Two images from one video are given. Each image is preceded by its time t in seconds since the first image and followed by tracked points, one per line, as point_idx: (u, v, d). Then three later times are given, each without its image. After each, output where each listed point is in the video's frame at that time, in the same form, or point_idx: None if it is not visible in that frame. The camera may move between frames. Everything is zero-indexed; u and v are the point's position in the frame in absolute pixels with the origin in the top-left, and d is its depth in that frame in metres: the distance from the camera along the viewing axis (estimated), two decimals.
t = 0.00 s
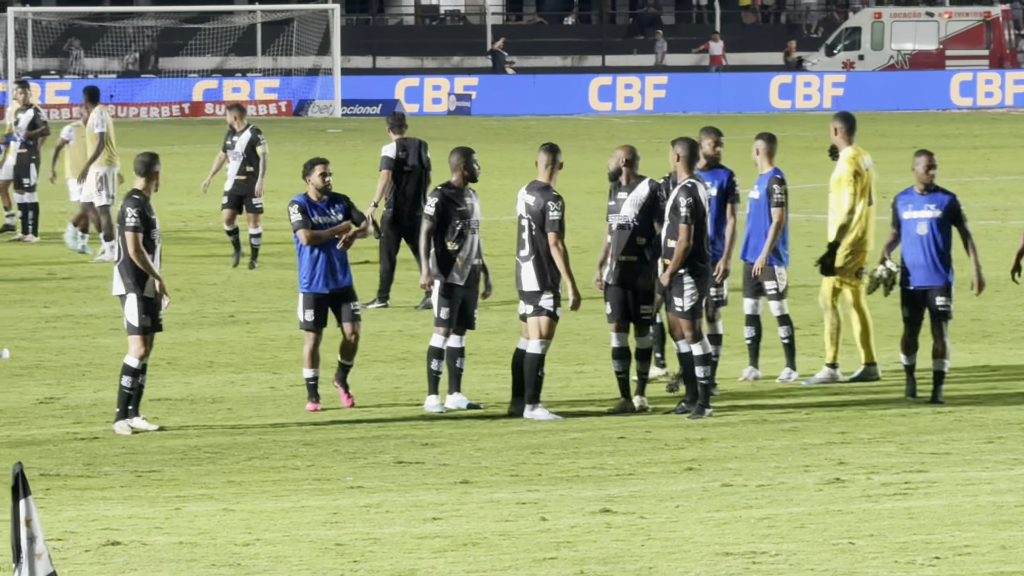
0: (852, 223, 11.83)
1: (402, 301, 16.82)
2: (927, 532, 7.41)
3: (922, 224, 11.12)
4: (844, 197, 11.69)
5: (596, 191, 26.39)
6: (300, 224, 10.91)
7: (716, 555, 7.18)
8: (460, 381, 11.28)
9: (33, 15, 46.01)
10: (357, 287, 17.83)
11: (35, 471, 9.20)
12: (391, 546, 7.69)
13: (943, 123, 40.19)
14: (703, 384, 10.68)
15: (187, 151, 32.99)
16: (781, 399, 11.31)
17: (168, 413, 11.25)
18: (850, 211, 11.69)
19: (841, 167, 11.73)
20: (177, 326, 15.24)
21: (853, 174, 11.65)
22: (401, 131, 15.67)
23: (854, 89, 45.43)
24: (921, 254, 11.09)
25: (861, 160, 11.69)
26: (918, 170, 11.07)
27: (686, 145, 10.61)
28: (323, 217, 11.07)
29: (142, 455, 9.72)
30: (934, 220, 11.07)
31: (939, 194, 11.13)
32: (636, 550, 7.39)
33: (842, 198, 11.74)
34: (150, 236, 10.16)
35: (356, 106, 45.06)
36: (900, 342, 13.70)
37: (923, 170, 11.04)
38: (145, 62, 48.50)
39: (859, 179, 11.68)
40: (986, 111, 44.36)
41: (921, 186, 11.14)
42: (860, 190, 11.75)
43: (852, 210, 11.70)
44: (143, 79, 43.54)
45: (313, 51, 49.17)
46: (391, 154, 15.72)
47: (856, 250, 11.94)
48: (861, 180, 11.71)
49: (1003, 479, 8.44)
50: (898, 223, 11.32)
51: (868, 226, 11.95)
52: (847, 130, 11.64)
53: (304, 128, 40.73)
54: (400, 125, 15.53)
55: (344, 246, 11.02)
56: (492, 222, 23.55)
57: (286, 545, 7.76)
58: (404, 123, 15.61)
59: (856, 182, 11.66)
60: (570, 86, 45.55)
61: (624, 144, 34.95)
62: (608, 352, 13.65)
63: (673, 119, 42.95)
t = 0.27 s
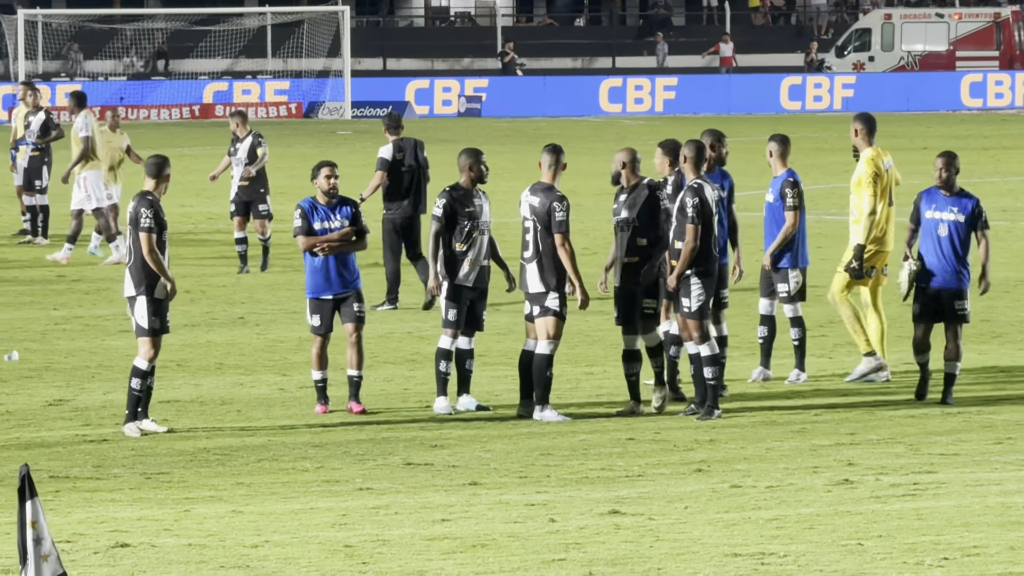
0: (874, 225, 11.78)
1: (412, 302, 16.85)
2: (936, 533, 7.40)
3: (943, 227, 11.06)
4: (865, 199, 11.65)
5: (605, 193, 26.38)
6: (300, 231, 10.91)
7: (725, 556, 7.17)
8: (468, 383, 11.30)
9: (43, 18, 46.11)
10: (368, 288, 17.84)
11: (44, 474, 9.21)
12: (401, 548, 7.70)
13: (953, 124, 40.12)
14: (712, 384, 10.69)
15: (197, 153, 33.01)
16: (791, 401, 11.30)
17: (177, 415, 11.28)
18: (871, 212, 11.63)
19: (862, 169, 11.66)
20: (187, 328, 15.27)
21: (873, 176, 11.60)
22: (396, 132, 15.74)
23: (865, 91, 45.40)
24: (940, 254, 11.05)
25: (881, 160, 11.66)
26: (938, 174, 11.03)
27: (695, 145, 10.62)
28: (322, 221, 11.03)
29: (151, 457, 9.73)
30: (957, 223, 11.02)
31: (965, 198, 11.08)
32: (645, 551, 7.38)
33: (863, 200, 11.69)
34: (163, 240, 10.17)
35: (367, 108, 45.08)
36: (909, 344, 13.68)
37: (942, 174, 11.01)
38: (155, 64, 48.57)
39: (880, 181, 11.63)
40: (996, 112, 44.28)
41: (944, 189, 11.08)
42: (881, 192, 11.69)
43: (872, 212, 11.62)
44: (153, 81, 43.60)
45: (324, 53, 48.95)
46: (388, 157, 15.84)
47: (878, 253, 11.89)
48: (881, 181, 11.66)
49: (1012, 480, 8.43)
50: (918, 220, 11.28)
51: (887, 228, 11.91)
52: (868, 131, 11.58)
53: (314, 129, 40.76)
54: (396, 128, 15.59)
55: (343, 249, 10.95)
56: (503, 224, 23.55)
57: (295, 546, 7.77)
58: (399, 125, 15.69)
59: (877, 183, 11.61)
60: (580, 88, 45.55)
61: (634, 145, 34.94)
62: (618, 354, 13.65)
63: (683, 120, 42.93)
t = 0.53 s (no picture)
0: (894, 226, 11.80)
1: (423, 304, 16.85)
2: (945, 535, 7.38)
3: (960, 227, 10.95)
4: (883, 199, 11.69)
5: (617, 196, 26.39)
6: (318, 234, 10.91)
7: (735, 558, 7.16)
8: (476, 383, 11.36)
9: (56, 22, 46.25)
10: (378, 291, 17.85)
11: (55, 477, 9.23)
12: (410, 551, 7.70)
13: (966, 126, 40.03)
14: (723, 387, 10.65)
15: (210, 156, 33.09)
16: (803, 403, 11.27)
17: (188, 418, 11.29)
18: (888, 213, 11.65)
19: (880, 171, 11.72)
20: (198, 331, 15.29)
21: (891, 179, 11.65)
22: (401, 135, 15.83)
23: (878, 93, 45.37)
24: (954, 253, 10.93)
25: (901, 163, 11.72)
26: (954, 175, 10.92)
27: (703, 148, 10.67)
28: (339, 225, 11.02)
29: (161, 461, 9.74)
30: (976, 224, 10.89)
31: (983, 198, 10.97)
32: (654, 554, 7.38)
33: (882, 201, 11.73)
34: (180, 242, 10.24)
35: (379, 110, 45.08)
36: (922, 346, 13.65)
37: (957, 175, 10.92)
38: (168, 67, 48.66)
39: (898, 182, 11.69)
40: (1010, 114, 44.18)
41: (964, 190, 11.01)
42: (899, 194, 11.78)
43: (889, 212, 11.65)
44: (166, 85, 43.68)
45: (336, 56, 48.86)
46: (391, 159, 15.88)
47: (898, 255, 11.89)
48: (899, 183, 11.73)
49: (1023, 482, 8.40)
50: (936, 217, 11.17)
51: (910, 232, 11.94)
52: (892, 134, 11.56)
53: (327, 132, 40.82)
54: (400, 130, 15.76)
55: (360, 252, 10.91)
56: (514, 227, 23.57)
57: (305, 549, 7.78)
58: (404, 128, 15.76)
59: (895, 185, 11.66)
60: (592, 90, 45.52)
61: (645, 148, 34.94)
62: (629, 356, 13.64)
63: (696, 123, 42.90)
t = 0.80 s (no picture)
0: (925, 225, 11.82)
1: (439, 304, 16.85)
2: (959, 535, 7.35)
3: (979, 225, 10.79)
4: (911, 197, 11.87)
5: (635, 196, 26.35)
6: (347, 231, 10.82)
7: (748, 558, 7.15)
8: (491, 384, 11.31)
9: (75, 23, 46.37)
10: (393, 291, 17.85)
11: (69, 478, 9.25)
12: (423, 551, 7.70)
13: (985, 125, 39.90)
14: (736, 388, 10.60)
15: (227, 157, 33.12)
16: (818, 403, 11.24)
17: (204, 418, 11.32)
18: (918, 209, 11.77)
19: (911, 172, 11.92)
20: (214, 332, 15.32)
21: (921, 177, 11.87)
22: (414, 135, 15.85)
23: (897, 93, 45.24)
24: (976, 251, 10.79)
25: (932, 163, 11.92)
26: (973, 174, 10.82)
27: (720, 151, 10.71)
28: (368, 224, 10.97)
29: (177, 461, 9.77)
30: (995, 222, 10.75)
31: (1002, 195, 10.80)
32: (667, 554, 7.36)
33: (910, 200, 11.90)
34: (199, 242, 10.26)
35: (398, 111, 44.96)
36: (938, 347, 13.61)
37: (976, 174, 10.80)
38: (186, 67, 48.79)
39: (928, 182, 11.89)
40: None
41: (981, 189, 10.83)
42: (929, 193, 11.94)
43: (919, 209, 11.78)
44: (184, 85, 43.78)
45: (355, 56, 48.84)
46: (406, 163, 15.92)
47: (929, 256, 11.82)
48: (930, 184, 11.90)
49: None
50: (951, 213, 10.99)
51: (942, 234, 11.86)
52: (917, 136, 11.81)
53: (345, 133, 40.87)
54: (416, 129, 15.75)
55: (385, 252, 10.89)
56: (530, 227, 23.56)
57: (318, 549, 7.79)
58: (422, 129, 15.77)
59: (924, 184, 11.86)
60: (610, 90, 45.47)
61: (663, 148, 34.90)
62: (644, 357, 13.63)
63: (713, 123, 42.84)
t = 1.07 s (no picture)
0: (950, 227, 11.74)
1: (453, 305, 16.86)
2: (970, 536, 7.32)
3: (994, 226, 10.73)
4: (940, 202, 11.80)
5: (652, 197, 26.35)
6: (379, 233, 10.68)
7: (759, 560, 7.13)
8: (506, 384, 11.29)
9: (94, 25, 46.52)
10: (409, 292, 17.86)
11: (83, 479, 9.27)
12: (435, 552, 7.70)
13: (1004, 126, 39.76)
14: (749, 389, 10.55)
15: (246, 159, 33.22)
16: (833, 403, 11.21)
17: (218, 419, 11.33)
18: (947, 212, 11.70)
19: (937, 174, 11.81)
20: (230, 333, 15.34)
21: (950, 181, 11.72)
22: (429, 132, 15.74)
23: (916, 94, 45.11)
24: (995, 253, 10.72)
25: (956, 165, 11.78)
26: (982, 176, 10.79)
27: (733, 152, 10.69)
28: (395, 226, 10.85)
29: (191, 462, 9.78)
30: (1009, 222, 10.68)
31: (1015, 194, 10.76)
32: (679, 555, 7.35)
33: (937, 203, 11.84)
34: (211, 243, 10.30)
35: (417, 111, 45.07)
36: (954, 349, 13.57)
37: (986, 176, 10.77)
38: (206, 69, 48.93)
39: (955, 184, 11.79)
40: None
41: (992, 191, 10.81)
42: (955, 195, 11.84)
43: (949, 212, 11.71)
44: (203, 87, 43.88)
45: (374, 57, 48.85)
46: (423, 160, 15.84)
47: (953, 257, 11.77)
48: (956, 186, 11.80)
49: None
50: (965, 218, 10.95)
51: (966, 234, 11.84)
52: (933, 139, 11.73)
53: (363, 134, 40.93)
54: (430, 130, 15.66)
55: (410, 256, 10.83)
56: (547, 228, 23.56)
57: (330, 551, 7.79)
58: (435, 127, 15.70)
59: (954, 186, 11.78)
60: (629, 91, 45.43)
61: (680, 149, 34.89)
62: (660, 358, 13.60)
63: (732, 123, 42.79)
